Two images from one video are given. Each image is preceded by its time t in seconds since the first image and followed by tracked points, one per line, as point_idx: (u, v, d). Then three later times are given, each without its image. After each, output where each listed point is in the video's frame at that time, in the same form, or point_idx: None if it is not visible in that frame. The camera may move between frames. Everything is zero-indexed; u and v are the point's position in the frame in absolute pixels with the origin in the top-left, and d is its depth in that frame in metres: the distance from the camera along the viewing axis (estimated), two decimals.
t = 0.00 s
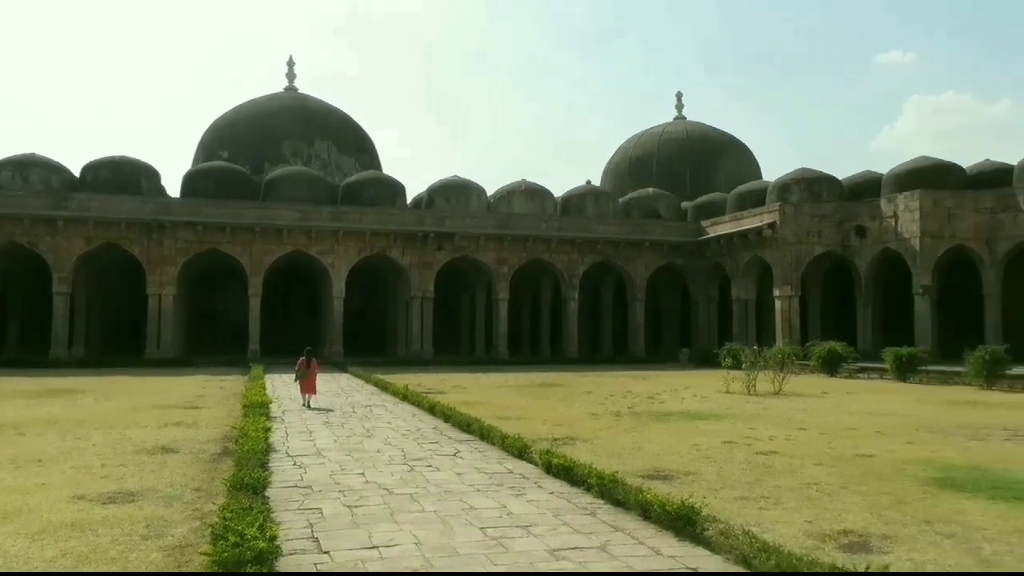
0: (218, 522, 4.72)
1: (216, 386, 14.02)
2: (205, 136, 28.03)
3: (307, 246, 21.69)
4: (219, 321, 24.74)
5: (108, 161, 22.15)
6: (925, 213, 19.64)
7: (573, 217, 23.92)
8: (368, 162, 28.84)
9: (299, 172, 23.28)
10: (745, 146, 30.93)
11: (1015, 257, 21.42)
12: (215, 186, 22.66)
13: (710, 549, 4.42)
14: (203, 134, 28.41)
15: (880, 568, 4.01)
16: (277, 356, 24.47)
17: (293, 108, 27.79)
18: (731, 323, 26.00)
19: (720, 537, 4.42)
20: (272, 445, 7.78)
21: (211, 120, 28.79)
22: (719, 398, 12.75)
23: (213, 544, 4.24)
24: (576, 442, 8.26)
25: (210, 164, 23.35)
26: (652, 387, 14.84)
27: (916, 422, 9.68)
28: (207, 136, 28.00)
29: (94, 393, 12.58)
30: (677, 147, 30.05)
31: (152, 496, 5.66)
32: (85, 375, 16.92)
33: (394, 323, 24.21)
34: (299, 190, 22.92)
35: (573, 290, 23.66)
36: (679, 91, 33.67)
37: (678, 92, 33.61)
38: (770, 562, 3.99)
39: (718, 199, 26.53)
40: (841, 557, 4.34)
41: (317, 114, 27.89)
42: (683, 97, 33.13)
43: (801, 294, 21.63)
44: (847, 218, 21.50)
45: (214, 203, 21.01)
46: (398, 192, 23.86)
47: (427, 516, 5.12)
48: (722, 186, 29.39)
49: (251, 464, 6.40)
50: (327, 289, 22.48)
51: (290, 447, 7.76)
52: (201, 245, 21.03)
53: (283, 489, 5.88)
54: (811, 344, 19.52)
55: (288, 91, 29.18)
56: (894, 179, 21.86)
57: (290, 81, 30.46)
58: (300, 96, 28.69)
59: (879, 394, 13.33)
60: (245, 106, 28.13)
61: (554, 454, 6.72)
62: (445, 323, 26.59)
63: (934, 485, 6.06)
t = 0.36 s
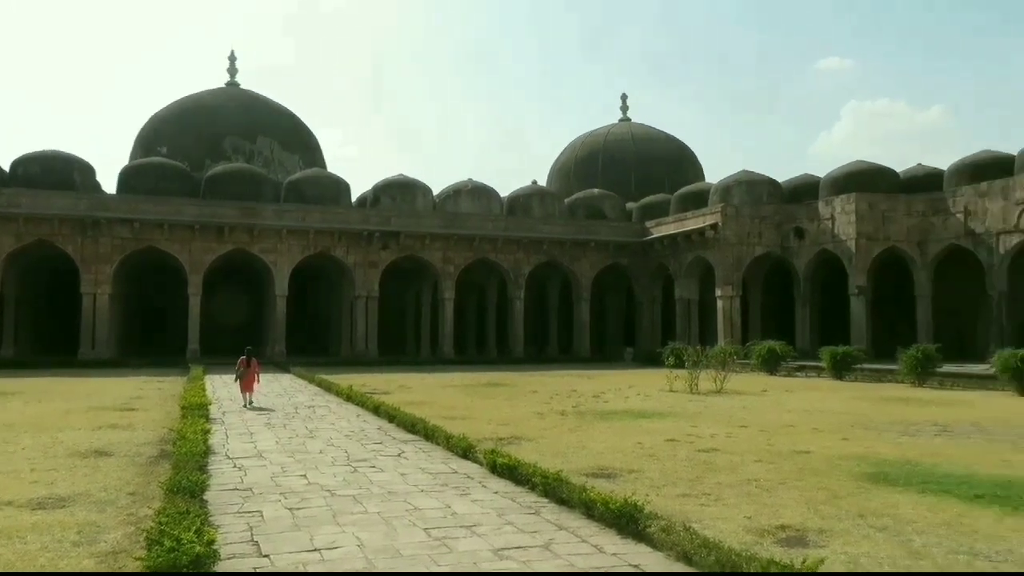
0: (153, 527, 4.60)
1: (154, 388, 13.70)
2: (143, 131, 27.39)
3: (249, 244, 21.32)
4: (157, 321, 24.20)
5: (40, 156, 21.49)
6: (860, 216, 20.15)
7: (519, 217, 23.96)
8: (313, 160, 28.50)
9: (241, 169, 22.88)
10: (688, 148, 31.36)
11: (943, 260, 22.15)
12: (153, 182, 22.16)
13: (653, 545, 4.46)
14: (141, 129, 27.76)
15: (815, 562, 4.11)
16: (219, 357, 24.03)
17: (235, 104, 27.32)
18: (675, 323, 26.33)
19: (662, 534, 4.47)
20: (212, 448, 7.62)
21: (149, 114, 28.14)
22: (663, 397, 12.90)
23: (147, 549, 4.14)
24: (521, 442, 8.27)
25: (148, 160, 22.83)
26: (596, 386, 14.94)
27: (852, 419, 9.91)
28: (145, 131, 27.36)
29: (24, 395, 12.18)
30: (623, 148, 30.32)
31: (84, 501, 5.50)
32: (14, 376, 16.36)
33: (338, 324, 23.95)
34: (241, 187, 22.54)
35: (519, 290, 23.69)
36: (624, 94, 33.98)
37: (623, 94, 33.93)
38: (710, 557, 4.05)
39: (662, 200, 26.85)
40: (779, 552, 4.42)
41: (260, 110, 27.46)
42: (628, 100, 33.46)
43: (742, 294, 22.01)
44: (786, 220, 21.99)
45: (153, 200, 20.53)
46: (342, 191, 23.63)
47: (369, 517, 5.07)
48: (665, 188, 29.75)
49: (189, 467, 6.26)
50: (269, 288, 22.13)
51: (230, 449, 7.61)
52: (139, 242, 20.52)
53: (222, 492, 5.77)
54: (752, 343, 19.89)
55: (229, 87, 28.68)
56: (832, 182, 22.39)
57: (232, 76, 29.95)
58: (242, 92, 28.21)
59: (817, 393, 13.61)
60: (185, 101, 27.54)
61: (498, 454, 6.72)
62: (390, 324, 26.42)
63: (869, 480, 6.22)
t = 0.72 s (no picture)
0: (95, 531, 4.50)
1: (98, 388, 13.38)
2: (87, 125, 26.75)
3: (198, 242, 20.94)
4: (101, 320, 23.66)
5: None
6: (808, 217, 20.52)
7: (473, 216, 23.92)
8: (263, 157, 28.11)
9: (189, 166, 22.48)
10: (641, 148, 31.63)
11: (888, 261, 22.69)
12: (98, 177, 21.64)
13: (604, 543, 4.49)
14: (85, 123, 27.10)
15: (762, 558, 4.17)
16: (166, 356, 23.58)
17: (183, 99, 26.82)
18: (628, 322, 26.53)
19: (613, 532, 4.49)
20: (157, 449, 7.47)
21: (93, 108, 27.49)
22: (615, 395, 12.99)
23: (88, 554, 4.04)
24: (474, 441, 8.26)
25: (92, 155, 22.28)
26: (549, 385, 14.98)
27: (798, 416, 10.10)
28: (89, 126, 26.72)
29: None
30: (576, 148, 30.46)
31: (23, 506, 5.35)
32: None
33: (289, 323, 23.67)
34: (188, 184, 22.13)
35: (472, 289, 23.66)
36: (578, 94, 34.16)
37: (577, 95, 34.11)
38: (660, 554, 4.09)
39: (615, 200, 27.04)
40: (727, 547, 4.48)
41: (209, 106, 26.99)
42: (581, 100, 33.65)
43: (693, 294, 22.27)
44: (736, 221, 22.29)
45: (98, 196, 20.04)
46: (294, 188, 23.33)
47: (319, 519, 5.02)
48: (618, 188, 29.98)
49: (134, 469, 6.13)
50: (218, 287, 21.77)
51: (176, 451, 7.48)
52: (83, 239, 20.00)
53: (168, 494, 5.66)
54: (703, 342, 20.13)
55: (177, 81, 28.15)
56: (781, 184, 22.77)
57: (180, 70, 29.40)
58: (190, 87, 27.70)
59: (766, 391, 13.84)
60: (131, 95, 26.96)
61: (451, 453, 6.70)
62: (342, 323, 26.19)
63: (815, 475, 6.33)
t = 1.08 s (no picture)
0: (26, 535, 4.36)
1: (32, 388, 12.99)
2: (22, 116, 25.95)
3: (138, 238, 20.45)
4: (36, 317, 22.98)
5: None
6: (751, 216, 20.88)
7: (422, 214, 23.79)
8: (206, 152, 27.59)
9: (129, 159, 21.96)
10: (589, 148, 31.84)
11: (828, 261, 23.21)
12: (33, 170, 21.00)
13: (549, 539, 4.51)
14: (19, 114, 26.29)
15: (704, 552, 4.24)
16: (105, 355, 23.02)
17: (123, 90, 26.17)
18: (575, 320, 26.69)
19: (558, 528, 4.52)
20: (93, 450, 7.28)
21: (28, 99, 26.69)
22: (562, 392, 13.06)
23: (18, 558, 3.92)
24: (421, 439, 8.22)
25: (27, 146, 21.61)
26: (496, 382, 15.00)
27: (740, 412, 10.28)
28: (24, 117, 25.93)
29: None
30: (525, 146, 30.53)
31: None
32: None
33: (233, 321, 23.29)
34: (128, 178, 21.62)
35: (420, 286, 23.55)
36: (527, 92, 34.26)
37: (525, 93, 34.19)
38: (604, 550, 4.12)
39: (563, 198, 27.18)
40: (670, 542, 4.53)
41: (150, 98, 26.39)
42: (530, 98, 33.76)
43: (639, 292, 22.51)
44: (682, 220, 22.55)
45: (33, 190, 19.42)
46: (239, 184, 22.93)
47: (262, 519, 4.94)
48: (567, 186, 30.15)
49: (68, 470, 5.97)
50: (159, 283, 21.30)
51: (113, 451, 7.30)
52: (17, 234, 19.37)
53: (104, 496, 5.52)
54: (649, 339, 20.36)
55: (117, 72, 27.45)
56: (726, 184, 23.13)
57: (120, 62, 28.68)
58: (130, 78, 27.05)
59: (710, 388, 14.06)
60: (68, 85, 26.21)
61: (397, 452, 6.66)
62: (288, 321, 25.87)
63: (756, 470, 6.45)
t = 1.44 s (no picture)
0: None
1: None
2: None
3: (52, 227, 19.67)
4: None
5: None
6: (679, 214, 21.24)
7: (351, 206, 23.50)
8: (126, 139, 26.71)
9: (43, 145, 21.12)
10: (521, 142, 31.93)
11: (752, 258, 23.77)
12: None
13: (476, 533, 4.51)
14: None
15: (628, 543, 4.29)
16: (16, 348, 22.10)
17: (37, 72, 25.12)
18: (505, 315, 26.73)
19: (485, 521, 4.51)
20: None
21: None
22: (491, 386, 13.07)
23: None
24: (347, 434, 8.12)
25: None
26: (425, 377, 14.92)
27: (665, 405, 10.46)
28: None
29: None
30: (457, 139, 30.43)
31: None
32: None
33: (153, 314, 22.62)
34: (42, 164, 20.78)
35: (349, 279, 23.26)
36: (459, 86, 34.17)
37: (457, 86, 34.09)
38: (530, 542, 4.14)
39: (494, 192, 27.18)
40: (595, 533, 4.58)
41: (66, 81, 25.39)
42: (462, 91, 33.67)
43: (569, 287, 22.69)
44: (612, 216, 22.77)
45: None
46: (161, 172, 22.25)
47: (181, 517, 4.81)
48: (498, 179, 30.18)
49: None
50: (75, 274, 20.54)
51: (22, 449, 6.99)
52: None
53: (11, 496, 5.29)
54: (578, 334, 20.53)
55: (30, 53, 26.32)
56: (654, 181, 23.45)
57: (34, 43, 27.52)
58: (44, 60, 25.97)
59: (636, 381, 14.27)
60: None
61: (323, 447, 6.55)
62: (212, 313, 25.28)
63: (679, 462, 6.56)
